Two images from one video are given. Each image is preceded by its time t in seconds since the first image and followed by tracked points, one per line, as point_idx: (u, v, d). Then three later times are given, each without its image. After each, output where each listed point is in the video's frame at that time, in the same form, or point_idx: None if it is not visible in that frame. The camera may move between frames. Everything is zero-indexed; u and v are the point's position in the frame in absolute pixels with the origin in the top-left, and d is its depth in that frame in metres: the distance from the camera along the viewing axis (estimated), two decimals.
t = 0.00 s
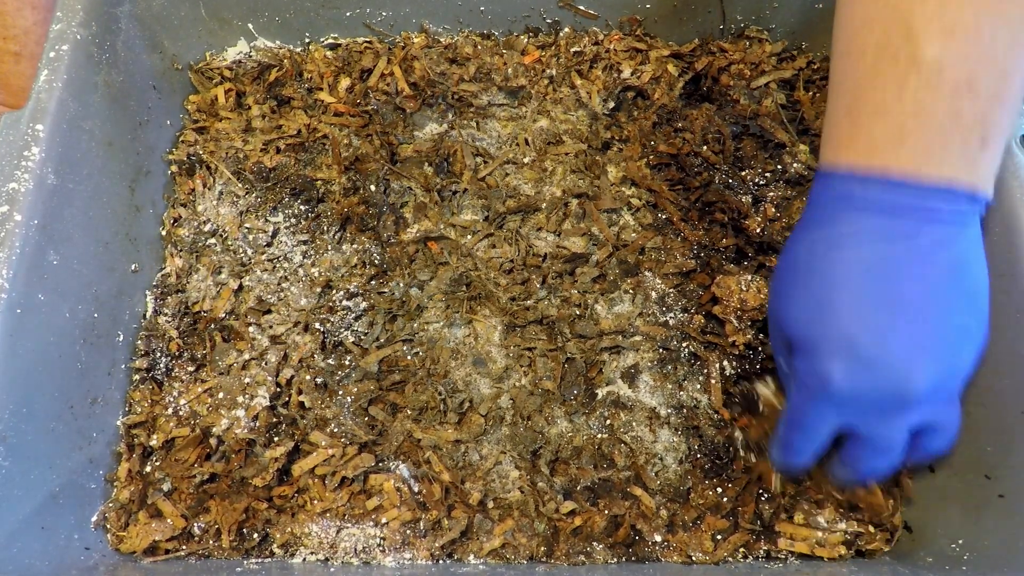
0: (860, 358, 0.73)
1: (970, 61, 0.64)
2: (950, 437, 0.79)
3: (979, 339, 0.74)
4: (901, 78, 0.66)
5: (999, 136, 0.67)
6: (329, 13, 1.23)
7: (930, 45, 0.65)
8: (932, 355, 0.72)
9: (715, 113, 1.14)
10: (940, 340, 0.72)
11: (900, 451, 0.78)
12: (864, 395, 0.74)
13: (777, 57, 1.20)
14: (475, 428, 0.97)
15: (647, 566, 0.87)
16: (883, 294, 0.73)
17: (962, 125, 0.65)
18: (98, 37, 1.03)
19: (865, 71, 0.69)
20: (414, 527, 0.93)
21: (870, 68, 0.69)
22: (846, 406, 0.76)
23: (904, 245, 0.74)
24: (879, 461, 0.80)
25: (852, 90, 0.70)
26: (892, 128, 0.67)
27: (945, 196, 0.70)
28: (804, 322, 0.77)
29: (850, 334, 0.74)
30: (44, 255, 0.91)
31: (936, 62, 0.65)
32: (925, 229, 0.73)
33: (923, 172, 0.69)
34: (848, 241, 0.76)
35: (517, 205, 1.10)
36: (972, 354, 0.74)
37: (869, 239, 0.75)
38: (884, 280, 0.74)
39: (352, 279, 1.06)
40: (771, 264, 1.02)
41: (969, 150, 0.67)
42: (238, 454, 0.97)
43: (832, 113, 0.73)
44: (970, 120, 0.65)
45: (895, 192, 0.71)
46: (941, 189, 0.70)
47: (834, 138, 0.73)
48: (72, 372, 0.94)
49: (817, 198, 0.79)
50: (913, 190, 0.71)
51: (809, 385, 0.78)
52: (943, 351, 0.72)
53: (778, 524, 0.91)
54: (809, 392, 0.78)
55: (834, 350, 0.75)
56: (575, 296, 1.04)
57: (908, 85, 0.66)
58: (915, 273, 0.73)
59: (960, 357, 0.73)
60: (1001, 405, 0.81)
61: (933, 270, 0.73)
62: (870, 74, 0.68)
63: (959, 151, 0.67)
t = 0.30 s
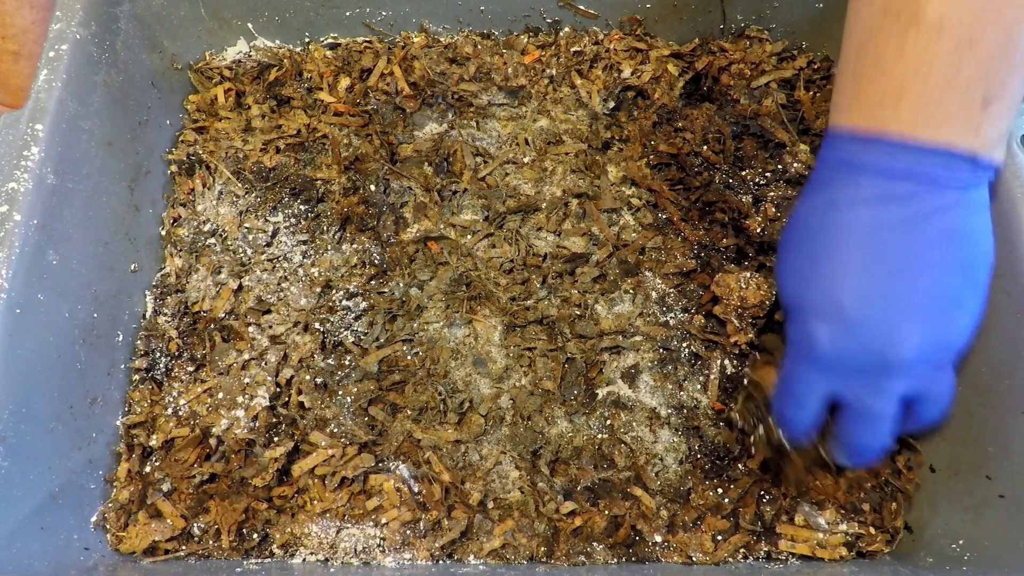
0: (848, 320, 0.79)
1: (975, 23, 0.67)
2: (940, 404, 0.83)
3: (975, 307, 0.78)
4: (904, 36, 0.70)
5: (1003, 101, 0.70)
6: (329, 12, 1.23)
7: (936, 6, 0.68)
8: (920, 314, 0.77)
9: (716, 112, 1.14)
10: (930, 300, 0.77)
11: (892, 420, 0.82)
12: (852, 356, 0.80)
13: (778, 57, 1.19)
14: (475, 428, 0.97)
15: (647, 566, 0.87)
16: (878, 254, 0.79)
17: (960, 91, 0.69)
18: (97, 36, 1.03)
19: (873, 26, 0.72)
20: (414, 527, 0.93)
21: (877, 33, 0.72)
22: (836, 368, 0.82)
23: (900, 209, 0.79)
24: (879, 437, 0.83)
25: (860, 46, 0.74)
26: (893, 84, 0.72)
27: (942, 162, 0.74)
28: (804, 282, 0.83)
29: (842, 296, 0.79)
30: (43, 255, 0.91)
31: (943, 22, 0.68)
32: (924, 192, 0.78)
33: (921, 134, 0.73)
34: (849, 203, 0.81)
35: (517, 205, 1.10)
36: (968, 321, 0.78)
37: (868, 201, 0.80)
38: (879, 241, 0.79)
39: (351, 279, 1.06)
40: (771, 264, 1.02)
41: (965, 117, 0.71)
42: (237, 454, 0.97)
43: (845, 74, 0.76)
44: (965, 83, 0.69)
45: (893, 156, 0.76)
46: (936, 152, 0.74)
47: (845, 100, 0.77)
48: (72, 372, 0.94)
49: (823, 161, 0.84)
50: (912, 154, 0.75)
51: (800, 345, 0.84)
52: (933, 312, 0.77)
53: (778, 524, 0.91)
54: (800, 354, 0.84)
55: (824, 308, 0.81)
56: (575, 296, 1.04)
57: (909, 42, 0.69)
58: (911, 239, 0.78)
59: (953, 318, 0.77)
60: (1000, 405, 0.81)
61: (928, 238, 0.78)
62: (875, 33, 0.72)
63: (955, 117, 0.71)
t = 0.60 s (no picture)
0: (892, 394, 0.79)
1: (988, 94, 0.71)
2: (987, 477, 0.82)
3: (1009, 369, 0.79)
4: (921, 113, 0.75)
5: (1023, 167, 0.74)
6: (329, 12, 1.22)
7: (945, 81, 0.73)
8: (957, 383, 0.77)
9: (716, 112, 1.14)
10: (965, 367, 0.78)
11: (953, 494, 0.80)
12: (902, 435, 0.79)
13: (778, 57, 1.19)
14: (475, 428, 0.96)
15: (647, 566, 0.87)
16: (913, 325, 0.79)
17: (984, 156, 0.73)
18: (97, 36, 1.03)
19: (882, 108, 0.78)
20: (414, 527, 0.92)
21: (889, 111, 0.78)
22: (886, 450, 0.80)
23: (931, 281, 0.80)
24: (943, 514, 0.82)
25: (871, 125, 0.80)
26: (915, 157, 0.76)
27: (968, 233, 0.77)
28: (834, 359, 0.83)
29: (881, 371, 0.79)
30: (43, 255, 0.91)
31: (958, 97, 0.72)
32: (952, 264, 0.79)
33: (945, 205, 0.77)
34: (873, 277, 0.82)
35: (517, 205, 1.10)
36: (1004, 385, 0.79)
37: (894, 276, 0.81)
38: (910, 313, 0.80)
39: (351, 279, 1.06)
40: (772, 264, 1.02)
41: (989, 184, 0.74)
42: (237, 455, 0.97)
43: (856, 150, 0.82)
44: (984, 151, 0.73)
45: (919, 228, 0.79)
46: (961, 222, 0.77)
47: (859, 176, 0.82)
48: (71, 372, 0.93)
49: (840, 244, 0.86)
50: (938, 225, 0.78)
51: (841, 427, 0.82)
52: (968, 380, 0.78)
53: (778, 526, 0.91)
54: (844, 437, 0.82)
55: (865, 386, 0.80)
56: (575, 295, 1.04)
57: (925, 118, 0.74)
58: (943, 309, 0.79)
59: (988, 384, 0.78)
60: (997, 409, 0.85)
61: (957, 307, 0.79)
62: (884, 114, 0.78)
63: (980, 185, 0.74)
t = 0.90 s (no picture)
0: (841, 363, 0.75)
1: (971, 59, 0.62)
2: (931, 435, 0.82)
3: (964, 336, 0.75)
4: (902, 73, 0.64)
5: (1000, 133, 0.65)
6: (329, 12, 1.22)
7: (928, 41, 0.62)
8: (905, 357, 0.73)
9: (716, 112, 1.14)
10: (917, 343, 0.73)
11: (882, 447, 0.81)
12: (843, 396, 0.77)
13: (779, 57, 1.19)
14: (475, 428, 0.96)
15: (648, 566, 0.87)
16: (872, 295, 0.73)
17: (963, 128, 0.64)
18: (96, 36, 1.02)
19: (867, 60, 0.66)
20: (414, 527, 0.92)
21: (867, 70, 0.67)
22: (823, 404, 0.79)
23: (899, 249, 0.72)
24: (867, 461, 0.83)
25: (853, 77, 0.68)
26: (894, 122, 0.65)
27: (941, 200, 0.69)
28: (790, 318, 0.78)
29: (835, 338, 0.74)
30: (42, 255, 0.90)
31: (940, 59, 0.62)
32: (923, 231, 0.72)
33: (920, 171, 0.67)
34: (841, 238, 0.75)
35: (517, 204, 1.10)
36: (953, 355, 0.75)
37: (858, 238, 0.74)
38: (872, 279, 0.73)
39: (351, 279, 1.06)
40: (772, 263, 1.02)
41: (967, 151, 0.65)
42: (237, 455, 0.97)
43: (834, 105, 0.70)
44: (963, 121, 0.63)
45: (890, 190, 0.70)
46: (937, 190, 0.68)
47: (832, 132, 0.71)
48: (70, 373, 0.93)
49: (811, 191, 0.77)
50: (910, 189, 0.69)
51: (788, 382, 0.80)
52: (917, 355, 0.73)
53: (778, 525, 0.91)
54: (790, 390, 0.81)
55: (816, 350, 0.76)
56: (575, 295, 1.04)
57: (904, 81, 0.64)
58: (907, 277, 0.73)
59: (936, 355, 0.74)
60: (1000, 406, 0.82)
61: (920, 277, 0.73)
62: (869, 64, 0.66)
63: (959, 155, 0.65)
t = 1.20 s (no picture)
0: (854, 303, 0.78)
1: None
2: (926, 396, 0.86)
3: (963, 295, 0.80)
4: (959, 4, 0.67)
5: None
6: (329, 12, 1.22)
7: None
8: (913, 300, 0.77)
9: (716, 112, 1.14)
10: (926, 287, 0.77)
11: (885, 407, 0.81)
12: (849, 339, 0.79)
13: (779, 56, 1.19)
14: (475, 428, 0.96)
15: (648, 566, 0.87)
16: (890, 234, 0.76)
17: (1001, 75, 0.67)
18: (96, 36, 1.02)
19: None
20: (414, 527, 0.92)
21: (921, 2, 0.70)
22: (829, 347, 0.81)
23: (920, 195, 0.76)
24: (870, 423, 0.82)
25: (901, 12, 0.71)
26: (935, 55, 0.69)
27: (963, 148, 0.73)
28: (809, 252, 0.80)
29: (853, 273, 0.77)
30: (42, 255, 0.90)
31: None
32: (944, 180, 0.75)
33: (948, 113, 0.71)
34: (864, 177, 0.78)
35: (517, 204, 1.10)
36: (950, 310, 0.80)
37: (880, 178, 0.77)
38: (892, 221, 0.76)
39: (351, 279, 1.06)
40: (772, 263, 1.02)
41: (1006, 95, 0.68)
42: (236, 455, 0.96)
43: (880, 40, 0.74)
44: (1003, 65, 0.67)
45: (918, 133, 0.74)
46: (964, 136, 0.72)
47: (876, 65, 0.75)
48: (69, 373, 0.93)
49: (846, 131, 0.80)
50: (936, 132, 0.73)
51: (797, 321, 0.82)
52: (923, 299, 0.77)
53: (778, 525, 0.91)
54: (796, 330, 0.82)
55: (831, 288, 0.78)
56: (575, 295, 1.03)
57: (954, 17, 0.67)
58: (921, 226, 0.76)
59: (940, 302, 0.79)
60: (1002, 405, 0.82)
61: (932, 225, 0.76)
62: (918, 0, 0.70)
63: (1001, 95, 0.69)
